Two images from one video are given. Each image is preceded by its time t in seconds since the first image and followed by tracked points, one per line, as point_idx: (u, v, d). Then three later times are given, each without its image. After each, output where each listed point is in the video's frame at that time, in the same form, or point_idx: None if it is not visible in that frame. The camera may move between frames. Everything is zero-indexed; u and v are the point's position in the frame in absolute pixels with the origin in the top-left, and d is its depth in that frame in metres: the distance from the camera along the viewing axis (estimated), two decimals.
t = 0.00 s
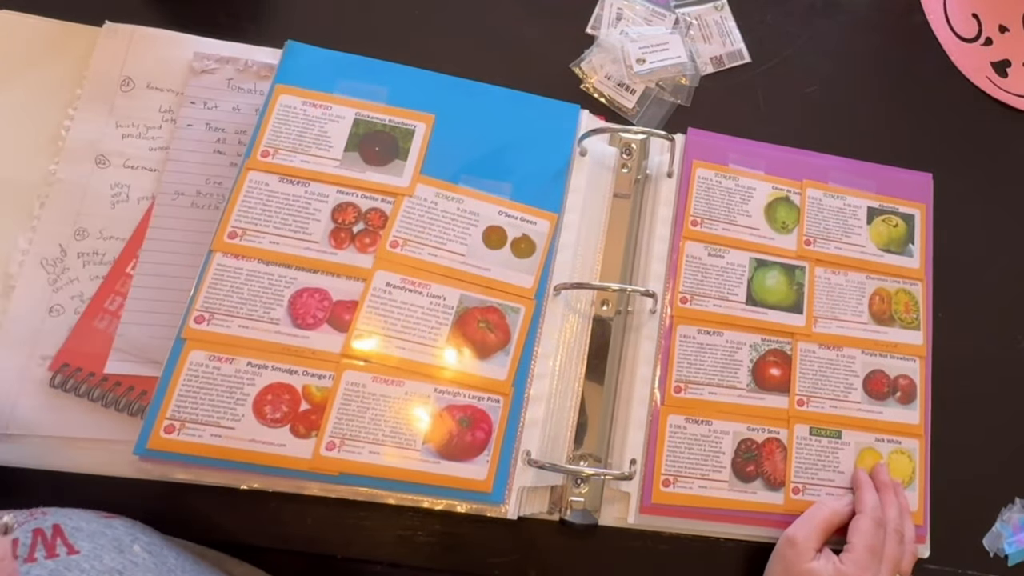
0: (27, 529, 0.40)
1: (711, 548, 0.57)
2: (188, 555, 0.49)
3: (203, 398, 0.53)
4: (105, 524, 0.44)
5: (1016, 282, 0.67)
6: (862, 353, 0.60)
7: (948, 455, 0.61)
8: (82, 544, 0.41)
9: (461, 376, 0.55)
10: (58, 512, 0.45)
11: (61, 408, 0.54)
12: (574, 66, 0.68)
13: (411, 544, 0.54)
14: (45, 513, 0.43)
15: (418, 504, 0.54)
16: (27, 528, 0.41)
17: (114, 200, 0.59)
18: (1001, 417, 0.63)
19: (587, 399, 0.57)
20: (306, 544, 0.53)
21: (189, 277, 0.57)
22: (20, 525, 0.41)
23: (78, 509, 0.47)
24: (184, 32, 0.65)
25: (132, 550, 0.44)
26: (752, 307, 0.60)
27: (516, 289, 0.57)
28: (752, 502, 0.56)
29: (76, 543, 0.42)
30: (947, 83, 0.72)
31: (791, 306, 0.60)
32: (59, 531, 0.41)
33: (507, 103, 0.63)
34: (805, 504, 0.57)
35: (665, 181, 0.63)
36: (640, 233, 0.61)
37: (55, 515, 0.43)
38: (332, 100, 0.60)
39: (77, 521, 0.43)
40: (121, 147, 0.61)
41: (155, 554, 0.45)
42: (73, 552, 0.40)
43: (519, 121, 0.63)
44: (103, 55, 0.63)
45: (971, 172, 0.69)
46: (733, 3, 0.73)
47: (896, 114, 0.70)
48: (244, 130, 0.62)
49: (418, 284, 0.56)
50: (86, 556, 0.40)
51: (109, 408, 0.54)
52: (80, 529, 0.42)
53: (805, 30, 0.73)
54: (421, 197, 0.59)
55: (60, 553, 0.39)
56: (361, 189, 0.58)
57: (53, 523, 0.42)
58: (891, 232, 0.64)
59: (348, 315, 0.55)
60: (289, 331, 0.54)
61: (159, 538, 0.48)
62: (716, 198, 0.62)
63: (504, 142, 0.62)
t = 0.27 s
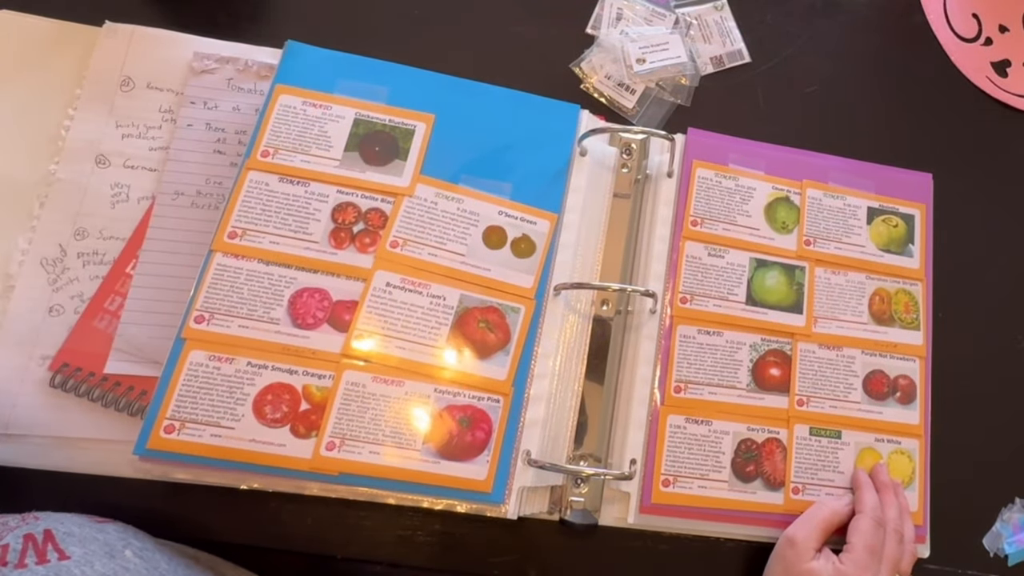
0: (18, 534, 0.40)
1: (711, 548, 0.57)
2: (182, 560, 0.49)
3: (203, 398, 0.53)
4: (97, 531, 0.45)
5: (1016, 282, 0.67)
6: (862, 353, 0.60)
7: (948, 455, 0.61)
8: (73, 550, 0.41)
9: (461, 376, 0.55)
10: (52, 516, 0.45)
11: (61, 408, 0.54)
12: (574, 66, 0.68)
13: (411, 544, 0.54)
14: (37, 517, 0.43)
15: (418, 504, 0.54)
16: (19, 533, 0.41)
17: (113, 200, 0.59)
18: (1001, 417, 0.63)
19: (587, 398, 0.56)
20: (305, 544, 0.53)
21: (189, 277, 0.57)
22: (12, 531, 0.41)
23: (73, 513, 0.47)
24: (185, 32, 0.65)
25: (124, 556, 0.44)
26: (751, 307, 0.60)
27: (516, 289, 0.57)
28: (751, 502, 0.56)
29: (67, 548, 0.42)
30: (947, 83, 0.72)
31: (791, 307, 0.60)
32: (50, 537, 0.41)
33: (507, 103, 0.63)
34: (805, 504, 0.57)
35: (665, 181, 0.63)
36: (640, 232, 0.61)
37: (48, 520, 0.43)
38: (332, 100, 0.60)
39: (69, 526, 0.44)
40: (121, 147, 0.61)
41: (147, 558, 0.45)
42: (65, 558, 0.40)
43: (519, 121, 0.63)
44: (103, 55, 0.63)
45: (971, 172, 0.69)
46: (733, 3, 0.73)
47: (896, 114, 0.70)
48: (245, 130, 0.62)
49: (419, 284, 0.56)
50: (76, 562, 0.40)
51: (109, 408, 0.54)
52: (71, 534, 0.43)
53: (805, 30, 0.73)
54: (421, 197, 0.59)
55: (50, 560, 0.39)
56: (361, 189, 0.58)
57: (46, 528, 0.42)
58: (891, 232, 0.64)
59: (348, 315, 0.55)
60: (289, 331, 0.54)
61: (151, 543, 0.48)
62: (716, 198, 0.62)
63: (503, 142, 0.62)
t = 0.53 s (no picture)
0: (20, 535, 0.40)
1: (711, 548, 0.57)
2: (182, 561, 0.49)
3: (203, 398, 0.53)
4: (99, 532, 0.45)
5: (1016, 282, 0.67)
6: (862, 353, 0.60)
7: (948, 455, 0.61)
8: (75, 551, 0.41)
9: (461, 375, 0.55)
10: (54, 517, 0.45)
11: (61, 408, 0.54)
12: (574, 66, 0.68)
13: (411, 544, 0.54)
14: (39, 518, 0.44)
15: (418, 504, 0.54)
16: (21, 533, 0.41)
17: (113, 200, 0.59)
18: (1001, 417, 0.63)
19: (587, 399, 0.56)
20: (305, 544, 0.53)
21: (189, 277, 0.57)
22: (13, 532, 0.41)
23: (74, 513, 0.47)
24: (185, 32, 0.65)
25: (125, 556, 0.44)
26: (752, 307, 0.60)
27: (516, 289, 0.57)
28: (751, 502, 0.56)
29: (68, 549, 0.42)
30: (947, 83, 0.72)
31: (791, 307, 0.60)
32: (52, 538, 0.41)
33: (507, 103, 0.63)
34: (805, 504, 0.57)
35: (665, 181, 0.63)
36: (640, 232, 0.61)
37: (49, 521, 0.43)
38: (332, 100, 0.60)
39: (70, 527, 0.44)
40: (121, 147, 0.61)
41: (149, 559, 0.45)
42: (66, 559, 0.40)
43: (519, 121, 0.63)
44: (103, 55, 0.63)
45: (971, 172, 0.69)
46: (733, 3, 0.73)
47: (896, 114, 0.70)
48: (245, 130, 0.62)
49: (419, 284, 0.56)
50: (78, 563, 0.40)
51: (109, 408, 0.54)
52: (73, 535, 0.43)
53: (805, 30, 0.73)
54: (421, 197, 0.59)
55: (52, 561, 0.39)
56: (361, 189, 0.58)
57: (47, 529, 0.42)
58: (891, 232, 0.64)
59: (348, 315, 0.55)
60: (289, 331, 0.54)
61: (153, 543, 0.48)
62: (716, 198, 0.62)
63: (503, 142, 0.62)
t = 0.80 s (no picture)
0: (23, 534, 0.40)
1: (711, 548, 0.57)
2: (184, 561, 0.49)
3: (203, 398, 0.53)
4: (102, 531, 0.45)
5: (1016, 282, 0.67)
6: (862, 353, 0.60)
7: (948, 455, 0.61)
8: (78, 550, 0.41)
9: (460, 375, 0.55)
10: (56, 516, 0.45)
11: (61, 408, 0.54)
12: (574, 66, 0.68)
13: (411, 544, 0.54)
14: (42, 518, 0.44)
15: (418, 504, 0.54)
16: (24, 533, 0.41)
17: (113, 200, 0.59)
18: (1001, 417, 0.63)
19: (587, 399, 0.56)
20: (305, 544, 0.53)
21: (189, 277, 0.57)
22: (16, 531, 0.41)
23: (76, 513, 0.47)
24: (185, 32, 0.65)
25: (128, 556, 0.44)
26: (752, 307, 0.60)
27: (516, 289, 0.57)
28: (751, 502, 0.56)
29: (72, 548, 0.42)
30: (947, 83, 0.72)
31: (791, 307, 0.60)
32: (56, 537, 0.41)
33: (507, 103, 0.63)
34: (805, 504, 0.57)
35: (665, 181, 0.63)
36: (640, 233, 0.61)
37: (52, 520, 0.43)
38: (332, 100, 0.60)
39: (74, 527, 0.44)
40: (121, 147, 0.61)
41: (152, 559, 0.45)
42: (69, 558, 0.39)
43: (519, 121, 0.63)
44: (103, 55, 0.63)
45: (971, 172, 0.69)
46: (733, 3, 0.73)
47: (896, 114, 0.70)
48: (245, 130, 0.62)
49: (419, 285, 0.56)
50: (81, 562, 0.40)
51: (109, 408, 0.54)
52: (76, 535, 0.43)
53: (805, 30, 0.73)
54: (420, 197, 0.59)
55: (55, 560, 0.38)
56: (361, 189, 0.58)
57: (50, 528, 0.42)
58: (891, 232, 0.64)
59: (348, 315, 0.55)
60: (288, 331, 0.54)
61: (156, 543, 0.48)
62: (716, 198, 0.62)
63: (503, 142, 0.62)
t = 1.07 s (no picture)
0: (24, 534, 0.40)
1: (711, 548, 0.57)
2: (184, 561, 0.49)
3: (203, 398, 0.53)
4: (103, 531, 0.45)
5: (1016, 282, 0.67)
6: (862, 353, 0.60)
7: (949, 455, 0.61)
8: (79, 550, 0.41)
9: (460, 375, 0.55)
10: (57, 516, 0.45)
11: (60, 408, 0.54)
12: (574, 66, 0.68)
13: (411, 544, 0.54)
14: (43, 518, 0.44)
15: (418, 504, 0.54)
16: (26, 532, 0.41)
17: (113, 200, 0.59)
18: (1001, 417, 0.63)
19: (587, 399, 0.56)
20: (305, 544, 0.53)
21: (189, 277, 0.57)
22: (17, 531, 0.41)
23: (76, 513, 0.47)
24: (185, 32, 0.65)
25: (130, 556, 0.44)
26: (752, 307, 0.60)
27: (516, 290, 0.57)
28: (750, 502, 0.56)
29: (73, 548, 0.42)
30: (947, 83, 0.72)
31: (791, 307, 0.60)
32: (57, 537, 0.41)
33: (507, 103, 0.63)
34: (804, 504, 0.57)
35: (665, 181, 0.63)
36: (640, 233, 0.61)
37: (53, 520, 0.43)
38: (332, 100, 0.60)
39: (75, 527, 0.44)
40: (121, 147, 0.61)
41: (153, 559, 0.45)
42: (71, 558, 0.39)
43: (519, 121, 0.63)
44: (103, 55, 0.63)
45: (971, 172, 0.69)
46: (733, 3, 0.73)
47: (896, 114, 0.70)
48: (245, 130, 0.62)
49: (419, 285, 0.56)
50: (83, 562, 0.40)
51: (109, 408, 0.54)
52: (77, 535, 0.43)
53: (805, 30, 0.73)
54: (421, 197, 0.59)
55: (57, 560, 0.38)
56: (361, 189, 0.58)
57: (52, 528, 0.42)
58: (891, 232, 0.64)
59: (348, 315, 0.55)
60: (288, 331, 0.54)
61: (157, 543, 0.48)
62: (716, 198, 0.62)
63: (503, 142, 0.62)
